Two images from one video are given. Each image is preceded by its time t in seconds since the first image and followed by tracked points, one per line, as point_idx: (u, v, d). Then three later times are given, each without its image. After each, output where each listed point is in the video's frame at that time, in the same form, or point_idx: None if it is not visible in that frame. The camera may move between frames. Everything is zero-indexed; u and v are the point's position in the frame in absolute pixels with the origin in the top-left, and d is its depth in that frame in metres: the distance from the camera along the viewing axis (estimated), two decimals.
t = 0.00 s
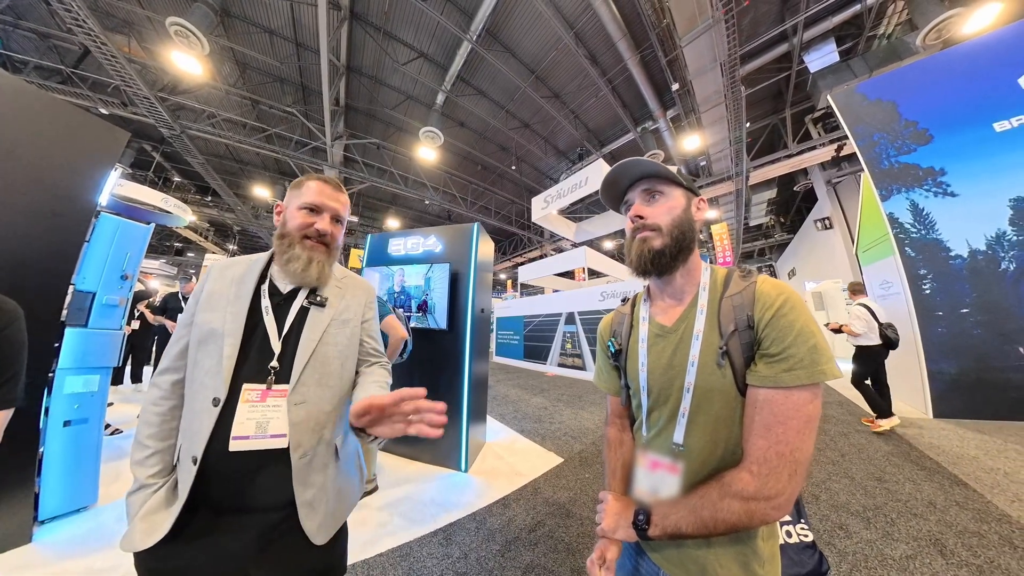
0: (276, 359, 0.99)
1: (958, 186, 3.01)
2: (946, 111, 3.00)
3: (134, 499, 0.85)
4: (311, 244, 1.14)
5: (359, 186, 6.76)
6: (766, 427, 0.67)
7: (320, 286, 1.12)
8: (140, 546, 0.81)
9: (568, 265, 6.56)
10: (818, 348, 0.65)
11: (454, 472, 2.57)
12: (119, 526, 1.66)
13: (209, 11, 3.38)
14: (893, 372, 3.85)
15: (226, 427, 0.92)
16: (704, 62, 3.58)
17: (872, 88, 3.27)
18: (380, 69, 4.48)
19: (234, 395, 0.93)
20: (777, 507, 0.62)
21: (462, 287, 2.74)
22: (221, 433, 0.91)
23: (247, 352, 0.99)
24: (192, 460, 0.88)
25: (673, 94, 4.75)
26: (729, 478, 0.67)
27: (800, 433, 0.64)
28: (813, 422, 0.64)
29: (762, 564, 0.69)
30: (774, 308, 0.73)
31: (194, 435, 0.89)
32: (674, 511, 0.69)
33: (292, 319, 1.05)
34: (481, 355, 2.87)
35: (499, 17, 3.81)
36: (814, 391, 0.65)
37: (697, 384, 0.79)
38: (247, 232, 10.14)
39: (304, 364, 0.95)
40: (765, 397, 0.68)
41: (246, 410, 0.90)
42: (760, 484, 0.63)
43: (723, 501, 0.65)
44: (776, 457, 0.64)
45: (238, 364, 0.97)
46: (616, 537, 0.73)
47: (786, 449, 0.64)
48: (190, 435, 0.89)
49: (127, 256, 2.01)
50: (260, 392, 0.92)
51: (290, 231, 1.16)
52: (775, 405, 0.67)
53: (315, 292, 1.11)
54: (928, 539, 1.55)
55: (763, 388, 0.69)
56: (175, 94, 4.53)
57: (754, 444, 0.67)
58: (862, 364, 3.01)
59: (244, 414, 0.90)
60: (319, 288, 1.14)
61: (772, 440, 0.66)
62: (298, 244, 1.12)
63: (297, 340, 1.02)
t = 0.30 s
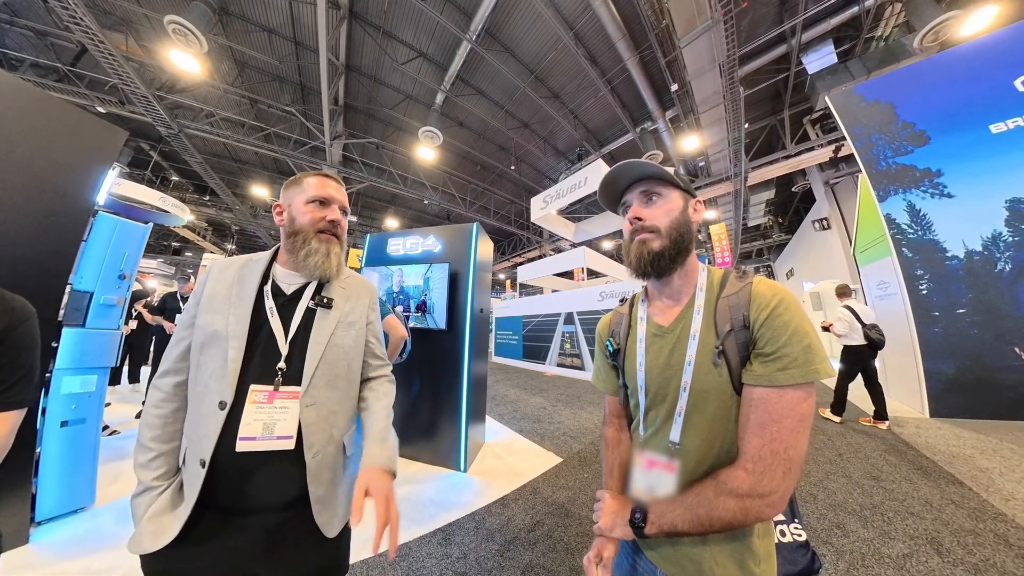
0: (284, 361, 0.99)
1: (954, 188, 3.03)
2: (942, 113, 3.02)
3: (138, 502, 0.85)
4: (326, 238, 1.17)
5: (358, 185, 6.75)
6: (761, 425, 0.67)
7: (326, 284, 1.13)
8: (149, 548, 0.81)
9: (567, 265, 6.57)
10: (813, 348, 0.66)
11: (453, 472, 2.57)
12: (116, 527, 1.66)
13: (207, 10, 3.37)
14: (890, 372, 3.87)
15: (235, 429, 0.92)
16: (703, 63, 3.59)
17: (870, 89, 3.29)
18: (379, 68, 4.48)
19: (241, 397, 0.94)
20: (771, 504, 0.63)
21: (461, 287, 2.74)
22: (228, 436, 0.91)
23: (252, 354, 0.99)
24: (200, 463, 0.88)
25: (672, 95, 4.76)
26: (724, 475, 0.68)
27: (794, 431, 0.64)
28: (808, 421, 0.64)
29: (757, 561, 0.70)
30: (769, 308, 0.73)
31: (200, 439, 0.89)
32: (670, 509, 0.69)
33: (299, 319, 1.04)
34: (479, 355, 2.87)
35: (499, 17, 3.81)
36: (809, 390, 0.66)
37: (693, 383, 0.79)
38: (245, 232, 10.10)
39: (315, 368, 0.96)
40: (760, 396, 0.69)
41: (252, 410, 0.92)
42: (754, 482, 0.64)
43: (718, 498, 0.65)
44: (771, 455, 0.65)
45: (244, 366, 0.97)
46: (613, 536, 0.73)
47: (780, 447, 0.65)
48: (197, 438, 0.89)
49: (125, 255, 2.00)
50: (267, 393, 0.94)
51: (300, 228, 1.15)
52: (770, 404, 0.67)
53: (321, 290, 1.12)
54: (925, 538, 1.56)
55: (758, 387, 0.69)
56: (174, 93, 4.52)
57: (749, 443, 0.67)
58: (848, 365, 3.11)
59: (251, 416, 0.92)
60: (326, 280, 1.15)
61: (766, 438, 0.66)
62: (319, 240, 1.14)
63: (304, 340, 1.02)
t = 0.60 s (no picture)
0: (309, 356, 0.99)
1: (951, 189, 3.04)
2: (940, 115, 3.04)
3: (170, 500, 0.84)
4: (343, 237, 1.18)
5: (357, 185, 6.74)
6: (759, 424, 0.67)
7: (343, 284, 1.14)
8: (187, 540, 0.81)
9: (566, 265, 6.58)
10: (810, 348, 0.66)
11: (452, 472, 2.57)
12: (112, 529, 1.64)
13: (205, 8, 3.36)
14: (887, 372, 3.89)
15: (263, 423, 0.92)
16: (702, 64, 3.60)
17: (867, 91, 3.34)
18: (379, 67, 4.47)
19: (267, 393, 0.93)
20: (769, 502, 0.63)
21: (459, 287, 2.74)
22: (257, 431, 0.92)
23: (276, 351, 0.98)
24: (232, 458, 0.87)
25: (671, 95, 4.77)
26: (722, 474, 0.68)
27: (792, 430, 0.64)
28: (806, 420, 0.63)
29: (755, 559, 0.70)
30: (768, 308, 0.73)
31: (230, 434, 0.89)
32: (669, 507, 0.69)
33: (319, 318, 1.04)
34: (478, 355, 2.87)
35: (498, 17, 3.81)
36: (806, 389, 0.66)
37: (692, 382, 0.79)
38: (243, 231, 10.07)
39: (337, 364, 0.97)
40: (758, 395, 0.69)
41: (280, 403, 0.91)
42: (752, 480, 0.64)
43: (716, 497, 0.65)
44: (769, 454, 0.65)
45: (270, 363, 0.96)
46: (612, 534, 0.73)
47: (778, 446, 0.65)
48: (226, 434, 0.89)
49: (122, 255, 1.99)
50: (293, 387, 0.93)
51: (318, 227, 1.16)
52: (768, 403, 0.67)
53: (339, 289, 1.13)
54: (923, 537, 1.57)
55: (757, 386, 0.69)
56: (172, 92, 4.50)
57: (747, 441, 0.67)
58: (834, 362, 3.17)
59: (278, 407, 0.91)
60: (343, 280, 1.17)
61: (765, 437, 0.66)
62: (332, 238, 1.15)
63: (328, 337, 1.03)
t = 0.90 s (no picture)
0: (325, 356, 0.99)
1: (948, 190, 3.05)
2: (938, 116, 3.06)
3: (205, 489, 0.88)
4: (346, 243, 1.18)
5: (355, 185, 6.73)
6: (751, 426, 0.67)
7: (354, 289, 1.14)
8: (219, 525, 0.84)
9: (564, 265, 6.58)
10: (802, 351, 0.66)
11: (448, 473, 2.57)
12: (107, 530, 1.63)
13: (203, 7, 3.34)
14: (884, 373, 3.91)
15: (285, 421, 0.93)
16: (701, 65, 3.61)
17: (865, 92, 3.37)
18: (378, 67, 4.46)
19: (289, 392, 0.94)
20: (761, 504, 0.63)
21: (457, 287, 2.73)
22: (281, 428, 0.93)
23: (296, 353, 0.98)
24: (258, 451, 0.89)
25: (669, 96, 4.77)
26: (714, 475, 0.68)
27: (784, 432, 0.65)
28: (797, 421, 0.64)
29: (748, 561, 0.70)
30: (761, 311, 0.73)
31: (257, 430, 0.90)
32: (661, 509, 0.69)
33: (333, 322, 1.04)
34: (476, 355, 2.86)
35: (497, 17, 3.82)
36: (798, 391, 0.66)
37: (686, 384, 0.79)
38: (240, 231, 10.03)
39: (350, 364, 0.97)
40: (751, 397, 0.69)
41: (300, 402, 0.92)
42: (745, 482, 0.64)
43: (709, 498, 0.65)
44: (761, 456, 0.65)
45: (290, 364, 0.97)
46: (605, 535, 0.73)
47: (771, 448, 0.65)
48: (251, 431, 0.91)
49: (118, 255, 1.97)
50: (312, 386, 0.95)
51: (323, 235, 1.18)
52: (760, 405, 0.67)
53: (349, 295, 1.12)
54: (919, 537, 1.57)
55: (749, 389, 0.69)
56: (169, 91, 4.49)
57: (740, 443, 0.67)
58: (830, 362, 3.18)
59: (299, 406, 0.92)
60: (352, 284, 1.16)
61: (757, 439, 0.66)
62: (332, 243, 1.15)
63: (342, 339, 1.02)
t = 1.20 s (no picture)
0: (330, 357, 0.99)
1: (947, 190, 3.05)
2: (937, 116, 3.07)
3: (220, 477, 0.90)
4: (346, 245, 1.17)
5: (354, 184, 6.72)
6: (750, 428, 0.67)
7: (359, 292, 1.13)
8: (228, 513, 0.85)
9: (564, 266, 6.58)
10: (800, 353, 0.66)
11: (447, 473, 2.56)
12: (105, 531, 1.63)
13: (202, 6, 3.34)
14: (883, 373, 3.91)
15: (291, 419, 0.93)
16: (700, 65, 3.60)
17: (864, 93, 3.38)
18: (377, 67, 4.46)
19: (296, 390, 0.95)
20: (759, 506, 0.63)
21: (456, 288, 2.73)
22: (288, 425, 0.93)
23: (304, 355, 0.99)
24: (266, 445, 0.90)
25: (669, 96, 4.78)
26: (713, 477, 0.67)
27: (783, 434, 0.65)
28: (796, 423, 0.64)
29: (746, 563, 0.70)
30: (759, 313, 0.73)
31: (266, 425, 0.92)
32: (660, 511, 0.68)
33: (339, 325, 1.04)
34: (475, 356, 2.86)
35: (496, 17, 3.82)
36: (796, 393, 0.66)
37: (685, 386, 0.79)
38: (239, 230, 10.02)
39: (353, 365, 0.97)
40: (750, 399, 0.68)
41: (305, 402, 0.93)
42: (743, 484, 0.64)
43: (707, 500, 0.65)
44: (759, 458, 0.65)
45: (297, 365, 0.97)
46: (604, 538, 0.73)
47: (769, 450, 0.65)
48: (261, 425, 0.92)
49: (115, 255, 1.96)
50: (316, 386, 0.95)
51: (327, 239, 1.20)
52: (759, 407, 0.67)
53: (355, 298, 1.11)
54: (918, 538, 1.57)
55: (747, 390, 0.69)
56: (168, 90, 4.48)
57: (738, 445, 0.67)
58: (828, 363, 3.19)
59: (303, 405, 0.93)
60: (359, 287, 1.16)
61: (756, 441, 0.66)
62: (337, 246, 1.15)
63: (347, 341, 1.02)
